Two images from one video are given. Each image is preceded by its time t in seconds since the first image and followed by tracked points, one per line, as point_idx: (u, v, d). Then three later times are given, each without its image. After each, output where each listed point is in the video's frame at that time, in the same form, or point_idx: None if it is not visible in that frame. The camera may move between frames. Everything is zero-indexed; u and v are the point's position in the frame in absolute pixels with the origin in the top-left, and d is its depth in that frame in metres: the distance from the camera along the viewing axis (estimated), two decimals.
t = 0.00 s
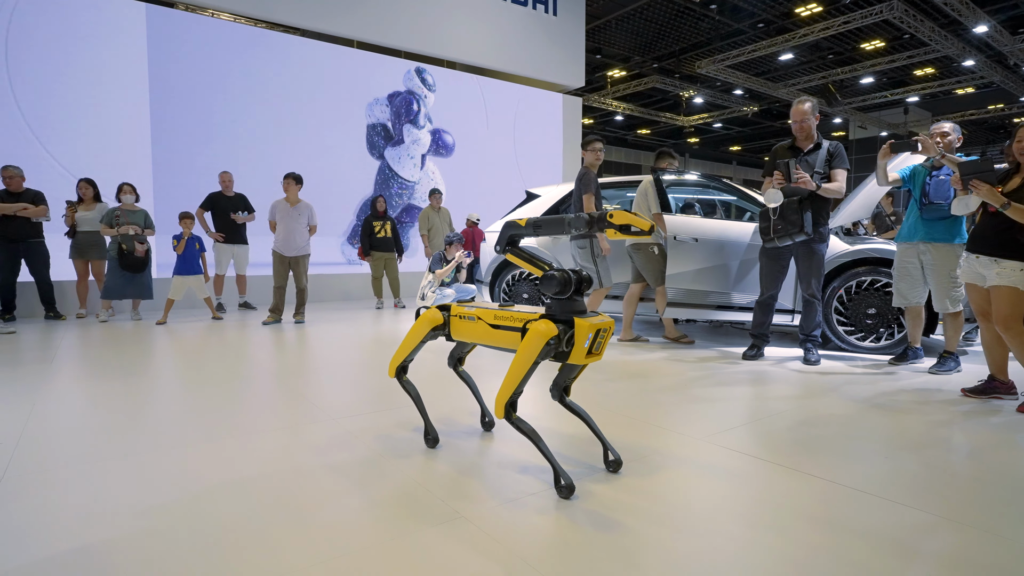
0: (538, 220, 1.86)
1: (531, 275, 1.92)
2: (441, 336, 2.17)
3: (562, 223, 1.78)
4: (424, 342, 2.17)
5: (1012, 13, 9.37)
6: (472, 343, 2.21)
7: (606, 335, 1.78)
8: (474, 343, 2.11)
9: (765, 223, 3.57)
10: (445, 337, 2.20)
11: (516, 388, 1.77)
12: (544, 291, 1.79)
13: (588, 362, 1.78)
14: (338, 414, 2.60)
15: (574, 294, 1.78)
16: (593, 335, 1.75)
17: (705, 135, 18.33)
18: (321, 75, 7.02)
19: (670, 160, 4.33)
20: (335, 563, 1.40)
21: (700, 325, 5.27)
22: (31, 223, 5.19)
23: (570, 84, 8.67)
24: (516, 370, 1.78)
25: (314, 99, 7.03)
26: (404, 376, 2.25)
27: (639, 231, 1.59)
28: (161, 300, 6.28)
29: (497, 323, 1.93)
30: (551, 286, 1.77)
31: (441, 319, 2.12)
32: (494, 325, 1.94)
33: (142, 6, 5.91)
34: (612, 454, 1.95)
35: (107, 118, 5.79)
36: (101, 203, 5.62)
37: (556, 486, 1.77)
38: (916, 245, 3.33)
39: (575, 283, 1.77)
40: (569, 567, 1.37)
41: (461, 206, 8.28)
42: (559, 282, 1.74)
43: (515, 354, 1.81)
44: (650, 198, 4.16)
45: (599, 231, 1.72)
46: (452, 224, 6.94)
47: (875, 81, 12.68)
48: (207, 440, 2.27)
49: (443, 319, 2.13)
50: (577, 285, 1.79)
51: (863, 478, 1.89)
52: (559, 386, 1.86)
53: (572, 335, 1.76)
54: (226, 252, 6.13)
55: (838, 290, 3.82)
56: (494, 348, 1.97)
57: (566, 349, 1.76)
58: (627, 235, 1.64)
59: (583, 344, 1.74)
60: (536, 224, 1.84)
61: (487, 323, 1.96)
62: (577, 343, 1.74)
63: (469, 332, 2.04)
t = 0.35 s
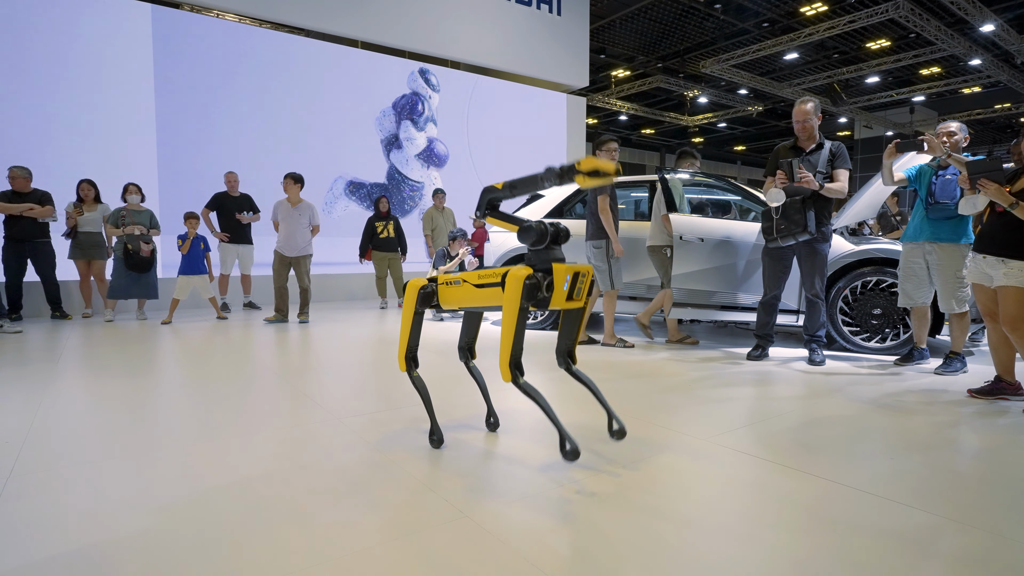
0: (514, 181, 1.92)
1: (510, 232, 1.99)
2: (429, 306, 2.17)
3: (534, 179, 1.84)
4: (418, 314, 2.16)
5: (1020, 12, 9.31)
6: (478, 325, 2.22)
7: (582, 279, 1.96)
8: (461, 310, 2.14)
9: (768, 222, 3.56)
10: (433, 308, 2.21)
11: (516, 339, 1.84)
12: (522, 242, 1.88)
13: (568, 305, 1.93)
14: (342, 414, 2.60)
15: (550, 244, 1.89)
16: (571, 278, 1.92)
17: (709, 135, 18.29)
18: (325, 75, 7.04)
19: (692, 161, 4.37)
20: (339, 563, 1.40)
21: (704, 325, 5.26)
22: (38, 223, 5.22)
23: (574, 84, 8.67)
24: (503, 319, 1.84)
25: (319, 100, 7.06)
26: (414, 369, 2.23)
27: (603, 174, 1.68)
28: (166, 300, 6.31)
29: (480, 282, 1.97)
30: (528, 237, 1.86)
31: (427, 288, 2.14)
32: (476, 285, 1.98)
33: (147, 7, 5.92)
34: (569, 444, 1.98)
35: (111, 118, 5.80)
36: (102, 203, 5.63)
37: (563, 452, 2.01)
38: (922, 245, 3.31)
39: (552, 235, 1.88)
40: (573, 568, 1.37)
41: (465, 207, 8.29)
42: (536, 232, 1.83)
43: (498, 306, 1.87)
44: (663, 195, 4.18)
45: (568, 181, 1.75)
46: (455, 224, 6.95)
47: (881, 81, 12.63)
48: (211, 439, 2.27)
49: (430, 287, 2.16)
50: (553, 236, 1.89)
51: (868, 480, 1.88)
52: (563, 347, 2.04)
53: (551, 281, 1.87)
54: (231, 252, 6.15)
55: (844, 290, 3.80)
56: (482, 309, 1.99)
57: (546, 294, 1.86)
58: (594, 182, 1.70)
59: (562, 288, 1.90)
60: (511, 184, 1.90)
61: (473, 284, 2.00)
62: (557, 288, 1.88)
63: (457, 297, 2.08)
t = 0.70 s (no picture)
0: (519, 192, 1.96)
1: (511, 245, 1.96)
2: (428, 308, 2.18)
3: (539, 191, 1.88)
4: (417, 316, 2.15)
5: None
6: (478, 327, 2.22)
7: (581, 300, 1.88)
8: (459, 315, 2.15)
9: (771, 222, 3.55)
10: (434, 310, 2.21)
11: (511, 358, 1.83)
12: (522, 257, 1.83)
13: (564, 326, 1.87)
14: (346, 414, 2.61)
15: (551, 261, 1.83)
16: (569, 299, 1.85)
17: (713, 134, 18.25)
18: (328, 75, 7.05)
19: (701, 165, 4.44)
20: (342, 562, 1.40)
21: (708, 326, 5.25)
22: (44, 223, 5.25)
23: (576, 84, 8.67)
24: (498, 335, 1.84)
25: (322, 99, 7.07)
26: (415, 371, 2.23)
27: (610, 193, 1.67)
28: (170, 300, 6.33)
29: (479, 293, 1.98)
30: (528, 254, 1.81)
31: (427, 290, 2.15)
32: (476, 294, 2.00)
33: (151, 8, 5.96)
34: (572, 439, 1.98)
35: (113, 118, 5.82)
36: (105, 203, 5.65)
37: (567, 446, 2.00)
38: (926, 245, 3.30)
39: (553, 250, 1.82)
40: (577, 568, 1.37)
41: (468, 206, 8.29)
42: (536, 249, 1.78)
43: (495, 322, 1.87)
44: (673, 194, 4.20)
45: (571, 196, 1.80)
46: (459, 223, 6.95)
47: (885, 80, 12.59)
48: (216, 439, 2.28)
49: (429, 290, 2.16)
50: (554, 252, 1.83)
51: (872, 480, 1.87)
52: (558, 362, 1.96)
53: (548, 300, 1.84)
54: (235, 252, 6.17)
55: (848, 290, 3.80)
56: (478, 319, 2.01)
57: (541, 313, 1.84)
58: (598, 199, 1.74)
59: (558, 308, 1.84)
60: (515, 195, 1.94)
61: (472, 293, 2.01)
62: (552, 307, 1.83)
63: (455, 303, 2.08)
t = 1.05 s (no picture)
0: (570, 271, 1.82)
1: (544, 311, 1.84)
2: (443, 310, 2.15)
3: (590, 290, 1.77)
4: (431, 319, 2.13)
5: None
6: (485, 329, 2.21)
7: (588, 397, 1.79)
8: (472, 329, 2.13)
9: (771, 222, 3.54)
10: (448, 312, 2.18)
11: (508, 433, 1.80)
12: (549, 341, 1.72)
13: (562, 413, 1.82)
14: (348, 414, 2.61)
15: (575, 351, 1.73)
16: (576, 398, 1.77)
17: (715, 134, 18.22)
18: (331, 75, 7.06)
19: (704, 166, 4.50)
20: (343, 562, 1.40)
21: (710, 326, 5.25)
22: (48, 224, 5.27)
23: (579, 84, 8.67)
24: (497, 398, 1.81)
25: (326, 100, 7.09)
26: (421, 368, 2.23)
27: (648, 357, 1.63)
28: (174, 300, 6.35)
29: (495, 335, 1.92)
30: (554, 337, 1.70)
31: (444, 294, 2.08)
32: (491, 334, 1.94)
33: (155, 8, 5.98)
34: (619, 456, 1.94)
35: (117, 119, 5.84)
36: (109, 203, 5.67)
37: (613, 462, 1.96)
38: (930, 245, 3.29)
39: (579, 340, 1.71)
40: (578, 569, 1.37)
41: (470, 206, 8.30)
42: (561, 339, 1.68)
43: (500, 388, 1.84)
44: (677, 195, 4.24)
45: (615, 324, 1.71)
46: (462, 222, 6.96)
47: (888, 80, 12.56)
48: (219, 439, 2.29)
49: (446, 296, 2.09)
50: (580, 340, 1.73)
51: (874, 481, 1.87)
52: (550, 430, 2.00)
53: (556, 387, 1.77)
54: (238, 252, 6.18)
55: (851, 290, 3.79)
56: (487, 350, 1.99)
57: (546, 397, 1.78)
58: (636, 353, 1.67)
59: (563, 401, 1.78)
60: (565, 271, 1.82)
61: (487, 331, 1.95)
62: (557, 397, 1.77)
63: (468, 322, 2.04)
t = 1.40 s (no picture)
0: (554, 219, 1.86)
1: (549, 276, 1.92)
2: (453, 334, 2.16)
3: (577, 220, 1.75)
4: (437, 340, 2.16)
5: None
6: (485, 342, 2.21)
7: (621, 336, 1.77)
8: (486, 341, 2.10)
9: (771, 222, 3.52)
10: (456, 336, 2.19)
11: (530, 389, 1.76)
12: (559, 291, 1.77)
13: (603, 363, 1.76)
14: (350, 413, 2.61)
15: (589, 295, 1.77)
16: (609, 336, 1.74)
17: (718, 134, 18.18)
18: (334, 75, 7.07)
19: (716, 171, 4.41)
20: (345, 562, 1.40)
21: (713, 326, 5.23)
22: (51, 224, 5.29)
23: (581, 84, 8.66)
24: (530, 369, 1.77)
25: (329, 101, 7.10)
26: (418, 375, 2.26)
27: (655, 226, 1.64)
28: (177, 300, 6.37)
29: (511, 322, 1.92)
30: (565, 286, 1.76)
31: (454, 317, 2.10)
32: (507, 325, 1.93)
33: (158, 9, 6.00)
34: (629, 457, 1.92)
35: (120, 119, 5.86)
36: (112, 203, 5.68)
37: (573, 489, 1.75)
38: (934, 245, 3.28)
39: (590, 284, 1.75)
40: (580, 570, 1.36)
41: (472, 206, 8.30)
42: (573, 283, 1.73)
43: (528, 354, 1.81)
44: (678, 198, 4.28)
45: (614, 228, 1.72)
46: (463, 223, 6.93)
47: (892, 79, 12.51)
48: (220, 439, 2.28)
49: (457, 317, 2.12)
50: (592, 285, 1.77)
51: (878, 481, 1.86)
52: (576, 387, 1.86)
53: (586, 336, 1.75)
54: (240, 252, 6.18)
55: (854, 290, 3.77)
56: (509, 348, 1.95)
57: (580, 349, 1.75)
58: (643, 232, 1.68)
59: (598, 344, 1.73)
60: (551, 222, 1.84)
61: (501, 321, 1.95)
62: (591, 344, 1.73)
63: (482, 331, 2.03)
